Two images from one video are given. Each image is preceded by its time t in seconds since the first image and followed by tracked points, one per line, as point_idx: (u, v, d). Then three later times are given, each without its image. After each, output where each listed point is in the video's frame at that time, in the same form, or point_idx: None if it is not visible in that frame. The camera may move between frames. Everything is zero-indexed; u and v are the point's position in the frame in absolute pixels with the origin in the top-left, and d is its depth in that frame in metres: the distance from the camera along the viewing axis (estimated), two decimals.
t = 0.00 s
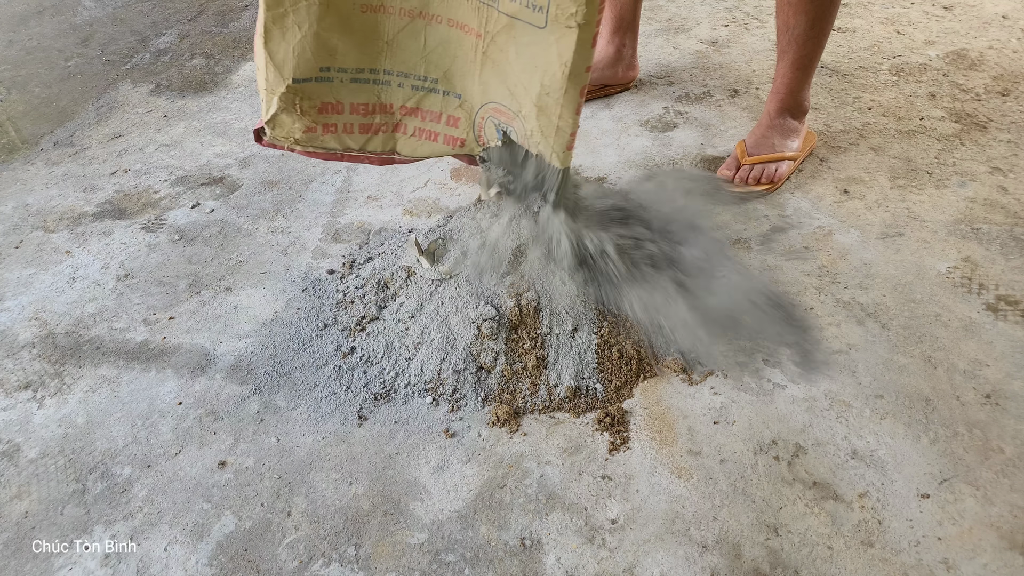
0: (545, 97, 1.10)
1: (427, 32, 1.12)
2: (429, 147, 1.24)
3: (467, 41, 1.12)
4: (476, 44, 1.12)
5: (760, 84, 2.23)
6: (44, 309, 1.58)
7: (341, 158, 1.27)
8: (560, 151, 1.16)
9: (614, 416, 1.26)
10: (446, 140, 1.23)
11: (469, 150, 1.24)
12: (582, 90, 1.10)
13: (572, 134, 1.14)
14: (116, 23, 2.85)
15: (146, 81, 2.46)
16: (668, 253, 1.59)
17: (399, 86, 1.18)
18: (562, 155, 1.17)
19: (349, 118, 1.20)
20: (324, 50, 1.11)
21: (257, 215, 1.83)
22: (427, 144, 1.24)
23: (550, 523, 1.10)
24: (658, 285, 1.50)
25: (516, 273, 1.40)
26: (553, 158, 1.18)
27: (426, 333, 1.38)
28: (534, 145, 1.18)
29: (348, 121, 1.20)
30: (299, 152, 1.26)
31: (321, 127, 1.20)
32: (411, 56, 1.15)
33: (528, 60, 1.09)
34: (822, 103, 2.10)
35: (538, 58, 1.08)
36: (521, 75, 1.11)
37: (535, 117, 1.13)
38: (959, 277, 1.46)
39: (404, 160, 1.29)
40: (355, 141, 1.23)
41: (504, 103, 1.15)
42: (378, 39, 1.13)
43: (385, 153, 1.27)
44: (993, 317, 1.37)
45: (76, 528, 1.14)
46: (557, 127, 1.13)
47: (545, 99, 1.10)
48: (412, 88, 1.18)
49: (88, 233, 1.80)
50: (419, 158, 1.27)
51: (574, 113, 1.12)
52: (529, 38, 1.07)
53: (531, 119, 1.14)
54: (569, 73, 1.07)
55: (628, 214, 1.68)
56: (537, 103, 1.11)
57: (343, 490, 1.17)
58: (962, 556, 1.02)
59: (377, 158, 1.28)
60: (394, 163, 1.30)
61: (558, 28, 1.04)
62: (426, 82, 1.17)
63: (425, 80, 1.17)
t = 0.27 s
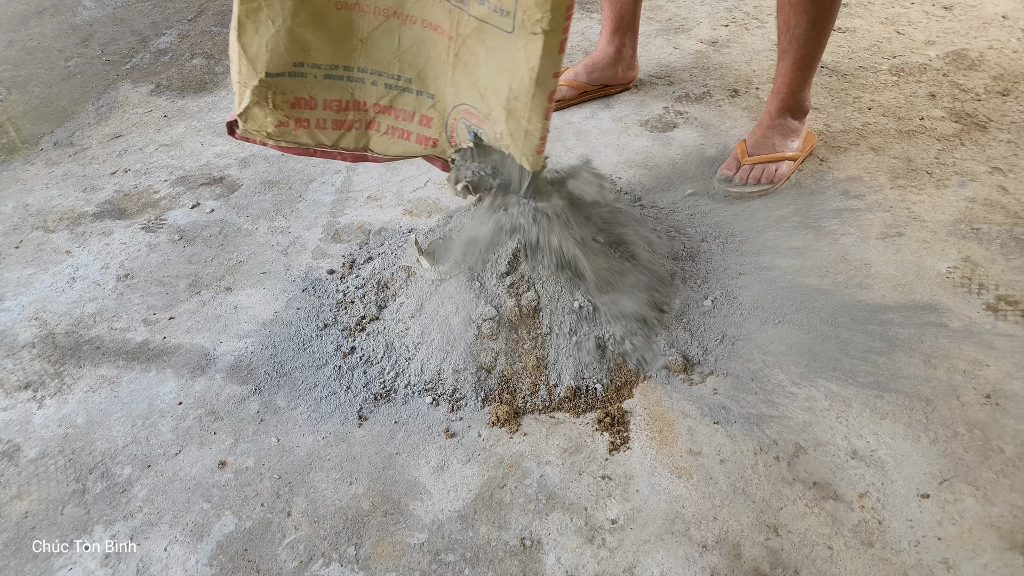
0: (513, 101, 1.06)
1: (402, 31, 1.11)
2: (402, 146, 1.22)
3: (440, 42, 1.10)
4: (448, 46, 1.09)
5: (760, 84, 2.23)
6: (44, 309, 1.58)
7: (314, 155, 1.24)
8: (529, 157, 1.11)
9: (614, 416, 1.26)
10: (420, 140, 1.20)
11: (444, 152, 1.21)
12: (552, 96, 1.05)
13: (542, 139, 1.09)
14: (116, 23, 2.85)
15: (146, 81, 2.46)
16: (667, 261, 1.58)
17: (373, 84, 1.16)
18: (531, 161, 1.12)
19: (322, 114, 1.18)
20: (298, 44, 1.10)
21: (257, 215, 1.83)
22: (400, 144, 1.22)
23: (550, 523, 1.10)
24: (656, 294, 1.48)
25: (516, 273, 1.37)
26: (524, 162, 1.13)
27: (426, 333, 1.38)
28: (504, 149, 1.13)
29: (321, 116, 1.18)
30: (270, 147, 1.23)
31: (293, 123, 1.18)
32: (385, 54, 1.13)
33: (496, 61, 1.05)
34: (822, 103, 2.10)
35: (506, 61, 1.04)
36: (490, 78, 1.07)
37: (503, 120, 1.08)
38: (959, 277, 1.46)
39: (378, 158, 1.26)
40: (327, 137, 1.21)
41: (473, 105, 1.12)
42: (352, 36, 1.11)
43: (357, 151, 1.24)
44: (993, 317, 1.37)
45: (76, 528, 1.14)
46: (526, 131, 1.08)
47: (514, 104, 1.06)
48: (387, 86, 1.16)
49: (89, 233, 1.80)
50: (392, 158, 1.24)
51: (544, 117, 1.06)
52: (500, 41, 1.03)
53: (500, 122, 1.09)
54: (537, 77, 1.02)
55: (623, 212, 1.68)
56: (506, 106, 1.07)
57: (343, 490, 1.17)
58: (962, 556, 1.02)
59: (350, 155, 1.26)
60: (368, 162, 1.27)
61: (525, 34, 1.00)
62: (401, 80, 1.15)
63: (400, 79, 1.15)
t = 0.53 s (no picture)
0: (495, 91, 1.10)
1: (386, 21, 1.20)
2: (384, 134, 1.31)
3: (421, 32, 1.17)
4: (430, 35, 1.16)
5: (760, 84, 2.23)
6: (44, 309, 1.58)
7: (301, 141, 1.36)
8: (513, 146, 1.16)
9: (614, 416, 1.26)
10: (401, 129, 1.29)
11: (427, 141, 1.29)
12: (532, 85, 1.09)
13: (525, 127, 1.14)
14: (116, 23, 2.85)
15: (146, 81, 2.46)
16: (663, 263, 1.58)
17: (356, 73, 1.26)
18: (515, 149, 1.17)
19: (307, 100, 1.30)
20: (282, 34, 1.22)
21: (257, 215, 1.83)
22: (384, 132, 1.31)
23: (550, 523, 1.10)
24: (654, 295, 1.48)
25: (516, 273, 1.37)
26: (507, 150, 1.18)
27: (426, 333, 1.38)
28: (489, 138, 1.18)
29: (305, 103, 1.30)
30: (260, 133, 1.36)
31: (277, 108, 1.30)
32: (367, 43, 1.23)
33: (477, 51, 1.09)
34: (822, 103, 2.10)
35: (485, 50, 1.09)
36: (472, 68, 1.12)
37: (486, 110, 1.13)
38: (959, 277, 1.46)
39: (362, 146, 1.35)
40: (313, 123, 1.32)
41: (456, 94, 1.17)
42: (335, 26, 1.22)
43: (343, 138, 1.35)
44: (993, 317, 1.37)
45: (76, 528, 1.14)
46: (508, 120, 1.13)
47: (496, 93, 1.11)
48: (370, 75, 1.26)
49: (89, 233, 1.80)
50: (377, 145, 1.33)
51: (525, 106, 1.11)
52: (480, 31, 1.07)
53: (483, 112, 1.14)
54: (517, 66, 1.07)
55: (620, 211, 1.68)
56: (488, 96, 1.12)
57: (343, 490, 1.17)
58: (962, 556, 1.02)
59: (337, 143, 1.36)
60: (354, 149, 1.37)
61: (504, 23, 1.04)
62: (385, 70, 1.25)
63: (383, 68, 1.24)
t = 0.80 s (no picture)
0: (482, 84, 1.10)
1: (377, 11, 1.21)
2: (376, 126, 1.31)
3: (411, 23, 1.18)
4: (419, 27, 1.17)
5: (760, 84, 2.23)
6: (44, 309, 1.58)
7: (293, 131, 1.37)
8: (501, 140, 1.15)
9: (614, 416, 1.26)
10: (392, 120, 1.30)
11: (418, 132, 1.29)
12: (519, 79, 1.08)
13: (512, 121, 1.12)
14: (116, 23, 2.85)
15: (146, 81, 2.46)
16: (663, 263, 1.58)
17: (348, 64, 1.27)
18: (503, 143, 1.15)
19: (298, 90, 1.30)
20: (274, 24, 1.23)
21: (257, 215, 1.83)
22: (375, 123, 1.31)
23: (550, 523, 1.10)
24: (653, 295, 1.48)
25: (516, 273, 1.37)
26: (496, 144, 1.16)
27: (425, 333, 1.38)
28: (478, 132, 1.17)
29: (297, 93, 1.30)
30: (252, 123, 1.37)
31: (269, 98, 1.31)
32: (359, 34, 1.24)
33: (465, 44, 1.09)
34: (822, 103, 2.10)
35: (472, 44, 1.08)
36: (460, 60, 1.11)
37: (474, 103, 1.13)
38: (959, 277, 1.46)
39: (354, 137, 1.36)
40: (304, 114, 1.33)
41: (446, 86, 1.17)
42: (326, 17, 1.23)
43: (335, 130, 1.35)
44: (993, 317, 1.37)
45: (76, 528, 1.14)
46: (496, 114, 1.11)
47: (483, 87, 1.10)
48: (361, 65, 1.27)
49: (89, 233, 1.80)
50: (369, 136, 1.33)
51: (513, 99, 1.10)
52: (467, 25, 1.07)
53: (471, 105, 1.14)
54: (502, 60, 1.05)
55: (620, 211, 1.69)
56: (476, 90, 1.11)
57: (343, 490, 1.17)
58: (962, 556, 1.02)
59: (330, 134, 1.37)
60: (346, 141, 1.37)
61: (490, 17, 1.03)
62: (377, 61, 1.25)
63: (374, 60, 1.25)
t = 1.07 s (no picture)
0: (469, 67, 1.08)
1: None
2: (370, 105, 1.32)
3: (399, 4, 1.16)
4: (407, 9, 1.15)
5: (760, 84, 2.23)
6: (44, 309, 1.58)
7: (289, 110, 1.40)
8: (490, 124, 1.12)
9: (614, 416, 1.26)
10: (385, 100, 1.30)
11: (410, 113, 1.29)
12: (506, 62, 1.05)
13: (500, 105, 1.10)
14: (116, 23, 2.85)
15: (146, 81, 2.46)
16: (663, 263, 1.58)
17: (339, 43, 1.27)
18: (492, 128, 1.13)
19: (292, 70, 1.32)
20: (265, 5, 1.25)
21: (258, 215, 1.83)
22: (369, 102, 1.32)
23: (550, 523, 1.10)
24: (653, 294, 1.48)
25: (516, 273, 1.37)
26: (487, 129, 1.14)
27: (425, 333, 1.38)
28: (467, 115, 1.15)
29: (291, 72, 1.33)
30: (251, 102, 1.41)
31: (264, 77, 1.34)
32: (349, 14, 1.24)
33: (451, 28, 1.07)
34: (822, 103, 2.10)
35: (458, 27, 1.06)
36: (447, 43, 1.10)
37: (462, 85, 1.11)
38: (959, 277, 1.46)
39: (350, 116, 1.37)
40: (300, 93, 1.35)
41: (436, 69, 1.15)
42: None
43: (330, 109, 1.37)
44: (993, 317, 1.37)
45: (76, 528, 1.14)
46: (483, 97, 1.09)
47: (469, 70, 1.08)
48: (353, 46, 1.26)
49: (89, 233, 1.80)
50: (363, 116, 1.34)
51: (500, 83, 1.07)
52: (451, 7, 1.05)
53: (458, 87, 1.12)
54: (487, 43, 1.03)
55: (620, 211, 1.69)
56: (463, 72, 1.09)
57: (343, 490, 1.17)
58: (962, 556, 1.02)
59: (326, 113, 1.38)
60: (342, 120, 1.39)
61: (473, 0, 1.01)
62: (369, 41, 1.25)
63: (366, 40, 1.25)
